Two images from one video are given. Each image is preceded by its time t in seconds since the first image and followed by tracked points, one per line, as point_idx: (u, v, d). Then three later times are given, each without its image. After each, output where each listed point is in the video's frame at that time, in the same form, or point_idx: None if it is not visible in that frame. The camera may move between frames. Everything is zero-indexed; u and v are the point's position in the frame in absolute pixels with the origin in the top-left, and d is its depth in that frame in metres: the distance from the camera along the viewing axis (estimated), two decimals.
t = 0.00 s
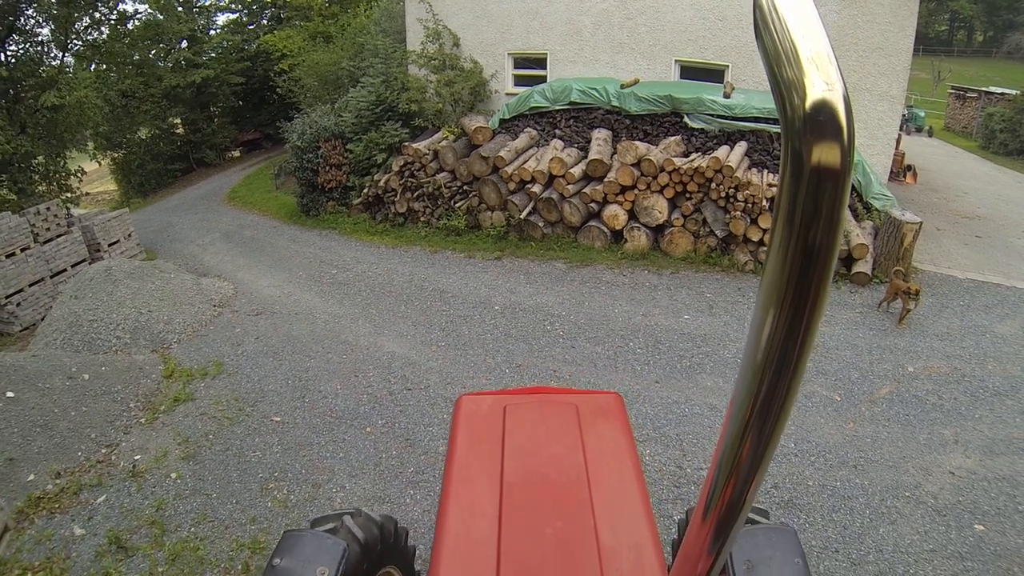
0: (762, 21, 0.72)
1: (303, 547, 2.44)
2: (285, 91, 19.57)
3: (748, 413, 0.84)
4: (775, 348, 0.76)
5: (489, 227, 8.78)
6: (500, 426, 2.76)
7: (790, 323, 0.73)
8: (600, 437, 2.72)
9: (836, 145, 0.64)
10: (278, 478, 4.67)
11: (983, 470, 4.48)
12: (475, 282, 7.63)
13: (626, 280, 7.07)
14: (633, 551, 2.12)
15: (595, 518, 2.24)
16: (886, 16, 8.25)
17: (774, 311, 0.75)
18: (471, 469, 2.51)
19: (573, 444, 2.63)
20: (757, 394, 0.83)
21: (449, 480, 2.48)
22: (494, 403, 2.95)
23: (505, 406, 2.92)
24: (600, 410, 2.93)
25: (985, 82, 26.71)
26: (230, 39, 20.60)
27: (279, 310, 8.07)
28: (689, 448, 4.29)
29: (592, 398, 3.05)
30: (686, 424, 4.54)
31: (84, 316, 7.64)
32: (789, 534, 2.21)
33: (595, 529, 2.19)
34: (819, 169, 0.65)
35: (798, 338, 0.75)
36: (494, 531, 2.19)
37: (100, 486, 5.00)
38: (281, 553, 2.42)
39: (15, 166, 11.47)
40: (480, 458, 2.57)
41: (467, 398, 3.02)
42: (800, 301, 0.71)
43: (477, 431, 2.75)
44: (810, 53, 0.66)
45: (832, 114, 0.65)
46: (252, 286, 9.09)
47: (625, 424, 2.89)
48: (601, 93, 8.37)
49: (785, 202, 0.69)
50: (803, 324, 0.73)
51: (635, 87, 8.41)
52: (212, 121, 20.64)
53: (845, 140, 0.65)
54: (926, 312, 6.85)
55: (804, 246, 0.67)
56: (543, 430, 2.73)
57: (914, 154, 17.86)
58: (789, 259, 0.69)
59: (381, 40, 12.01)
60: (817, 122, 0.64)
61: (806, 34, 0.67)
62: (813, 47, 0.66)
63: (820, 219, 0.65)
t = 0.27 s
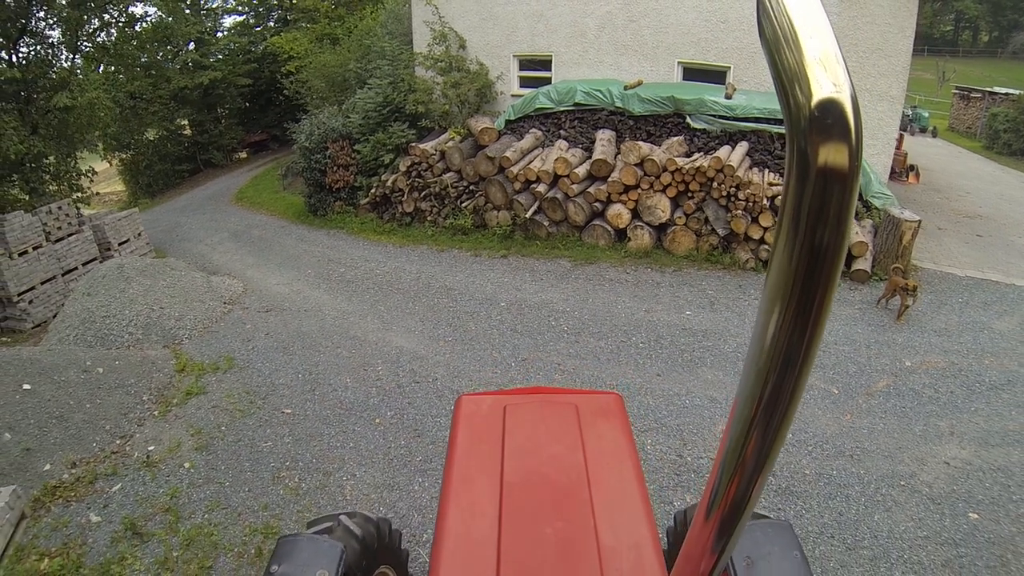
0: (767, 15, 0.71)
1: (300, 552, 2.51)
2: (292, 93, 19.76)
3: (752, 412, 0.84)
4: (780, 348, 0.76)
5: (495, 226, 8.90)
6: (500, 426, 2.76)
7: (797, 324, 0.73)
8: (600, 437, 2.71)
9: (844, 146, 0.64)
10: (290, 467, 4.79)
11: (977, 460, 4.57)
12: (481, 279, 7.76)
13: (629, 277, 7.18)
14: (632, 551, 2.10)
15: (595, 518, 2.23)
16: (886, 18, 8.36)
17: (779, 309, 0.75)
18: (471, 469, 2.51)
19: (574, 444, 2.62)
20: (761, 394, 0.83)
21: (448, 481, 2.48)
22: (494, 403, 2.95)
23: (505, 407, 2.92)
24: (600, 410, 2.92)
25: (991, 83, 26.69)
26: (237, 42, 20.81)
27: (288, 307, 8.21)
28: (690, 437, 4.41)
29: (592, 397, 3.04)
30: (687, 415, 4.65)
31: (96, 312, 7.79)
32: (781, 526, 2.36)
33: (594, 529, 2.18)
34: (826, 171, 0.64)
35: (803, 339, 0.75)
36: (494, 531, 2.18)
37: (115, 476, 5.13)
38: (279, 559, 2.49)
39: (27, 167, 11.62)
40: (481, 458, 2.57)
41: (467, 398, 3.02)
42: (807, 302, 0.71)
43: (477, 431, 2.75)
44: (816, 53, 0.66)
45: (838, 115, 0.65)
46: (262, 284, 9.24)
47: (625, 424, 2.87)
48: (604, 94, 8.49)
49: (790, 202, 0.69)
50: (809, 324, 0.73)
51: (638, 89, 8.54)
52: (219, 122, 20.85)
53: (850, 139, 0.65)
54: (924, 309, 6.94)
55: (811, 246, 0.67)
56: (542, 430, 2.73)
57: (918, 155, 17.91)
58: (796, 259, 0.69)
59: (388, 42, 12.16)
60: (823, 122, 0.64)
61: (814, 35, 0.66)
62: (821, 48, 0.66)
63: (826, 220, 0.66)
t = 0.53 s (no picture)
0: (763, 14, 0.69)
1: (297, 557, 2.52)
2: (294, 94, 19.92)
3: (748, 414, 0.80)
4: (776, 351, 0.73)
5: (496, 225, 9.01)
6: (500, 426, 2.83)
7: (793, 325, 0.70)
8: (600, 437, 2.77)
9: (840, 145, 0.61)
10: (296, 458, 4.91)
11: (967, 450, 4.68)
12: (483, 277, 7.89)
13: (628, 275, 7.30)
14: (632, 549, 2.16)
15: (595, 518, 2.28)
16: (880, 20, 8.49)
17: (776, 309, 0.72)
18: (472, 468, 2.57)
19: (573, 445, 2.68)
20: (758, 395, 0.79)
21: (448, 479, 2.54)
22: (494, 404, 3.02)
23: (505, 407, 2.98)
24: (599, 410, 2.98)
25: (990, 83, 26.78)
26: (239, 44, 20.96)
27: (292, 304, 8.33)
28: (686, 427, 4.54)
29: (591, 397, 3.11)
30: (683, 407, 4.78)
31: (104, 310, 7.92)
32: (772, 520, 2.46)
33: (594, 529, 2.23)
34: (822, 170, 0.62)
35: (798, 342, 0.71)
36: (494, 530, 2.24)
37: (125, 468, 5.25)
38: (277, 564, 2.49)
39: (33, 167, 11.83)
40: (480, 458, 2.63)
41: (467, 399, 3.08)
42: (803, 303, 0.68)
43: (477, 431, 2.81)
44: (812, 52, 0.63)
45: (835, 115, 0.62)
46: (266, 283, 9.37)
47: (625, 423, 2.94)
48: (603, 95, 8.64)
49: (786, 201, 0.67)
50: (805, 325, 0.70)
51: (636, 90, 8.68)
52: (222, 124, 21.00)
53: (847, 140, 0.62)
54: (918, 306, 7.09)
55: (806, 245, 0.64)
56: (542, 430, 2.80)
57: (917, 154, 18.03)
58: (792, 258, 0.66)
59: (389, 44, 12.30)
60: (820, 120, 0.61)
61: (811, 34, 0.64)
62: (816, 48, 0.63)
63: (822, 219, 0.63)
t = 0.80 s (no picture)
0: (759, 13, 0.67)
1: (295, 560, 2.50)
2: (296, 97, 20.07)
3: (746, 416, 0.77)
4: (772, 355, 0.70)
5: (495, 226, 9.14)
6: (500, 426, 2.83)
7: (789, 327, 0.66)
8: (600, 436, 2.78)
9: (837, 145, 0.58)
10: (301, 449, 5.03)
11: (956, 440, 4.83)
12: (483, 276, 8.03)
13: (625, 273, 7.45)
14: (632, 549, 2.16)
15: (595, 520, 2.28)
16: (873, 24, 8.66)
17: (773, 310, 0.68)
18: (471, 468, 2.58)
19: (573, 445, 2.69)
20: (755, 397, 0.75)
21: (449, 478, 2.54)
22: (494, 403, 3.02)
23: (504, 407, 2.99)
24: (600, 410, 2.99)
25: (987, 85, 26.98)
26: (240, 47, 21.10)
27: (296, 303, 8.46)
28: (680, 419, 4.70)
29: (592, 398, 3.11)
30: (678, 400, 4.94)
31: (109, 308, 8.04)
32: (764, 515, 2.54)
33: (594, 529, 2.24)
34: (818, 169, 0.58)
35: (796, 344, 0.68)
36: (494, 530, 2.24)
37: (132, 460, 5.37)
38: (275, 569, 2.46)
39: (37, 168, 11.96)
40: (479, 459, 2.63)
41: (467, 398, 3.08)
42: (800, 305, 0.64)
43: (477, 431, 2.82)
44: (807, 51, 0.60)
45: (831, 113, 0.59)
46: (269, 282, 9.50)
47: (626, 422, 2.95)
48: (601, 98, 8.83)
49: (782, 199, 0.63)
50: (802, 328, 0.66)
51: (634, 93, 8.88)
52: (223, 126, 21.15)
53: (844, 140, 0.59)
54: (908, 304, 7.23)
55: (801, 245, 0.60)
56: (542, 430, 2.81)
57: (913, 156, 18.20)
58: (788, 258, 0.62)
59: (391, 47, 12.44)
60: (816, 121, 0.58)
61: (806, 30, 0.61)
62: (812, 45, 0.60)
63: (818, 220, 0.59)
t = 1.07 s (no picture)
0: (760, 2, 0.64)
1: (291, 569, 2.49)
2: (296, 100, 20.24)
3: (746, 424, 0.75)
4: (774, 361, 0.68)
5: (493, 226, 9.27)
6: (500, 426, 2.73)
7: (792, 332, 0.64)
8: (600, 436, 2.69)
9: (844, 145, 0.56)
10: (303, 442, 5.16)
11: (943, 430, 5.01)
12: (481, 275, 8.15)
13: (620, 271, 7.59)
14: (633, 551, 2.07)
15: (595, 521, 2.19)
16: (862, 26, 8.84)
17: (776, 314, 0.66)
18: (471, 467, 2.48)
19: (574, 445, 2.60)
20: (756, 404, 0.73)
21: (449, 478, 2.45)
22: (494, 403, 2.92)
23: (505, 406, 2.89)
24: (600, 410, 2.90)
25: (980, 85, 27.20)
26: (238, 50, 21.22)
27: (296, 302, 8.58)
28: (673, 411, 4.84)
29: (591, 398, 3.02)
30: (670, 391, 5.09)
31: (112, 308, 8.16)
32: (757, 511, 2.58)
33: (594, 529, 2.15)
34: (823, 169, 0.56)
35: (798, 350, 0.66)
36: (494, 530, 2.15)
37: (138, 454, 5.48)
38: None
39: (38, 171, 12.05)
40: (478, 458, 2.53)
41: (467, 398, 2.99)
42: (803, 310, 0.63)
43: (477, 431, 2.72)
44: (812, 47, 0.57)
45: (838, 111, 0.57)
46: (269, 282, 9.61)
47: (626, 422, 2.85)
48: (596, 99, 8.98)
49: (786, 201, 0.61)
50: (807, 335, 0.64)
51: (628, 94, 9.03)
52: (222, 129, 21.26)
53: (850, 139, 0.57)
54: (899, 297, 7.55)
55: (807, 248, 0.58)
56: (543, 429, 2.70)
57: (906, 156, 18.40)
58: (792, 261, 0.60)
59: (388, 50, 12.57)
60: (823, 120, 0.56)
61: (812, 23, 0.58)
62: (818, 38, 0.57)
63: (824, 222, 0.57)
